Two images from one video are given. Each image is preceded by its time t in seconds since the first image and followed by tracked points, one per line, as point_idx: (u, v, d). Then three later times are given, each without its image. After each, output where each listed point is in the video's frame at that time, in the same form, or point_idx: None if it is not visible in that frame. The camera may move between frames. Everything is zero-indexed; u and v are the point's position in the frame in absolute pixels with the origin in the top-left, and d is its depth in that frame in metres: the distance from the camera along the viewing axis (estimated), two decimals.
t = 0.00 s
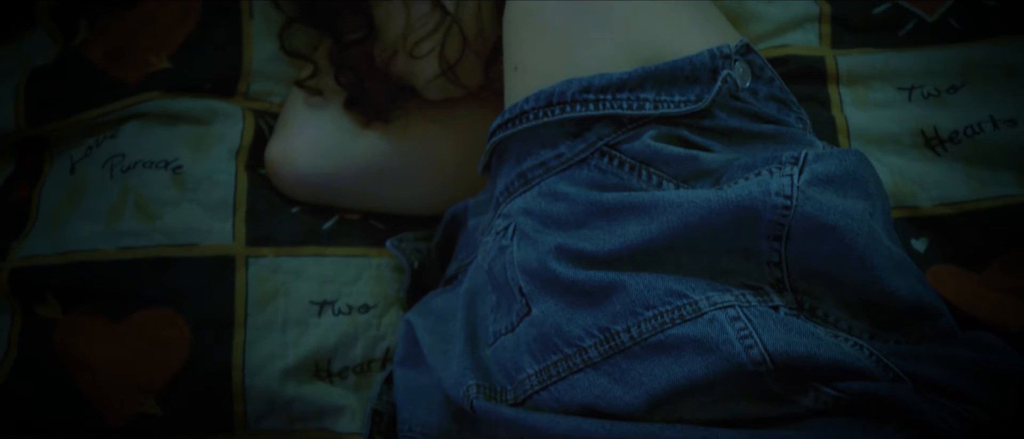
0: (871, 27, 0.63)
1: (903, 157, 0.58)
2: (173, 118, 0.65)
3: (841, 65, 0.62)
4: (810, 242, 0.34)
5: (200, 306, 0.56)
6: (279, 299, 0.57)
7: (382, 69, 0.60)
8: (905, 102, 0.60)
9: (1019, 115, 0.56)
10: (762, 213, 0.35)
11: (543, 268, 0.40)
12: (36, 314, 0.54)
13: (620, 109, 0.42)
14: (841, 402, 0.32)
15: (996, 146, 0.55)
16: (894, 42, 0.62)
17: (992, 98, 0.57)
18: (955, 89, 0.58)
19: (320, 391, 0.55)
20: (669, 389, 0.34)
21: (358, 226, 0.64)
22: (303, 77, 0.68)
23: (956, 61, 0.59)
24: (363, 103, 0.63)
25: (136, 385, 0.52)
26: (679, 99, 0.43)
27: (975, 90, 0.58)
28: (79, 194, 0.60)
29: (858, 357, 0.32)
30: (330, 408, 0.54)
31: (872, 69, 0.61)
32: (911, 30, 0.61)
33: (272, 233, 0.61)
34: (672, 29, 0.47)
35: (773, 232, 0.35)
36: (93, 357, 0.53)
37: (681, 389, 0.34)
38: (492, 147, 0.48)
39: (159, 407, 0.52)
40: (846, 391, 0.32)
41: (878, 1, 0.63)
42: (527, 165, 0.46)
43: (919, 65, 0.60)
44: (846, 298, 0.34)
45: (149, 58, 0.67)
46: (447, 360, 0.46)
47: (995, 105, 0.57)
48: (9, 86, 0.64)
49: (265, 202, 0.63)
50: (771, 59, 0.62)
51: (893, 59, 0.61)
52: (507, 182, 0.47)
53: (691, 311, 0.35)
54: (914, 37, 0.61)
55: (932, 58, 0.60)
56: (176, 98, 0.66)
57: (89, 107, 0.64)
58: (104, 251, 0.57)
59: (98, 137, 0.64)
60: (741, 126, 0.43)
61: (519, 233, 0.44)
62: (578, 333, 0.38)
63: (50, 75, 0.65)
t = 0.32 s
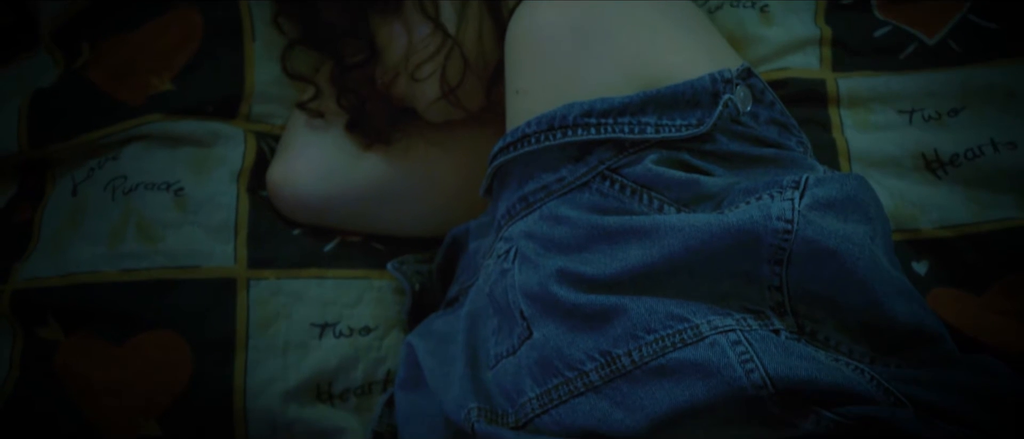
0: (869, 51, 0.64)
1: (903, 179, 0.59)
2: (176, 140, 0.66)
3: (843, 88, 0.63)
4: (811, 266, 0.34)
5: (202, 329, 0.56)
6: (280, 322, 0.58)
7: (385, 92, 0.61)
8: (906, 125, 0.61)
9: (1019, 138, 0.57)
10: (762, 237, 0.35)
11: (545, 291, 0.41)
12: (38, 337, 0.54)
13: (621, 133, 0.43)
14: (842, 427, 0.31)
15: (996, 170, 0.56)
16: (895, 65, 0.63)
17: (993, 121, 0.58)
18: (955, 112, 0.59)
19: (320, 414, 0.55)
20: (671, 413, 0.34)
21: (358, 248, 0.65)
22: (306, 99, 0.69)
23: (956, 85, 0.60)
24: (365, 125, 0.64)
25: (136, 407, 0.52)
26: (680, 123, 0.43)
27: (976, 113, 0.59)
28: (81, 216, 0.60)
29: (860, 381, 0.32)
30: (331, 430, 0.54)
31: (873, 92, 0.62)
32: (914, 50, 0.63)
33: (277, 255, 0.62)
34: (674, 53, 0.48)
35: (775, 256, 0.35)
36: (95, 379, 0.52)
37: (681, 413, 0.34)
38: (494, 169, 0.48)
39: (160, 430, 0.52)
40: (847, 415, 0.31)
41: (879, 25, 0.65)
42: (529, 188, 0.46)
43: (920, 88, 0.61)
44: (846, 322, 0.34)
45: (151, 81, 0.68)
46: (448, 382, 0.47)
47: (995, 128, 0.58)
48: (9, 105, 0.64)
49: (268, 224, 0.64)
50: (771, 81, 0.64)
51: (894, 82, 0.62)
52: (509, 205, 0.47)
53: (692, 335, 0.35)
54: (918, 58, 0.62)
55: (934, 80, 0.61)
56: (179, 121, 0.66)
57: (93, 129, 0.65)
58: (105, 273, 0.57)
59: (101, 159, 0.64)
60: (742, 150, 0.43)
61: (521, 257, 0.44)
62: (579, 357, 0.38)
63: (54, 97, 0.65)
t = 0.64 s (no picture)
0: (871, 68, 0.65)
1: (904, 197, 0.60)
2: (178, 159, 0.66)
3: (845, 105, 0.64)
4: (815, 285, 0.34)
5: (206, 347, 0.57)
6: (283, 341, 0.59)
7: (387, 111, 0.61)
8: (907, 143, 0.61)
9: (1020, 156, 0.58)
10: (766, 256, 0.35)
11: (548, 311, 0.41)
12: (41, 355, 0.55)
13: (625, 152, 0.43)
14: None
15: (998, 186, 0.57)
16: (896, 83, 0.64)
17: (996, 138, 0.59)
18: (958, 130, 0.60)
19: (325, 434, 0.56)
20: (675, 432, 0.34)
21: (362, 266, 0.66)
22: (308, 119, 0.70)
23: (957, 102, 0.61)
24: (367, 143, 0.64)
25: (141, 425, 0.54)
26: (683, 143, 0.43)
27: (978, 130, 0.60)
28: (84, 235, 0.61)
29: (863, 399, 0.32)
30: None
31: (876, 110, 0.63)
32: (914, 70, 0.64)
33: (278, 274, 0.62)
34: (677, 71, 0.48)
35: (777, 275, 0.35)
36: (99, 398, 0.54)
37: (685, 432, 0.34)
38: (498, 189, 0.49)
39: None
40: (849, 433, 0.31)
41: (879, 43, 0.66)
42: (532, 208, 0.46)
43: (923, 106, 0.62)
44: (849, 340, 0.34)
45: (155, 100, 0.68)
46: (451, 400, 0.48)
47: (996, 147, 0.58)
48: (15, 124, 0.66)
49: (270, 244, 0.64)
50: (773, 99, 0.65)
51: (896, 100, 0.63)
52: (513, 224, 0.48)
53: (696, 353, 0.35)
54: (919, 78, 0.63)
55: (937, 98, 0.61)
56: (181, 140, 0.67)
57: (94, 149, 0.65)
58: (109, 293, 0.57)
59: (104, 178, 0.65)
60: (745, 169, 0.43)
61: (524, 276, 0.45)
62: (582, 375, 0.38)
63: (58, 117, 0.66)
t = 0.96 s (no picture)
0: (873, 85, 0.66)
1: (907, 214, 0.60)
2: (182, 176, 0.67)
3: (847, 121, 0.65)
4: (819, 302, 0.34)
5: (209, 362, 0.58)
6: (286, 356, 0.59)
7: (390, 127, 0.61)
8: (909, 160, 0.62)
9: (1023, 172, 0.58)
10: (769, 273, 0.35)
11: (551, 328, 0.41)
12: (45, 371, 0.56)
13: (627, 170, 0.43)
14: None
15: (1001, 203, 0.57)
16: (899, 99, 0.64)
17: (998, 155, 0.59)
18: (961, 146, 0.61)
19: None
20: None
21: (364, 282, 0.66)
22: (312, 135, 0.70)
23: (960, 120, 0.61)
24: (371, 161, 0.65)
25: None
26: (687, 161, 0.44)
27: (980, 147, 0.60)
28: (87, 251, 0.61)
29: (866, 417, 0.32)
30: None
31: (879, 125, 0.64)
32: (918, 85, 0.64)
33: (281, 290, 0.63)
34: (680, 89, 0.48)
35: (781, 292, 0.35)
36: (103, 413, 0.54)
37: None
38: (502, 206, 0.49)
39: None
40: None
41: (883, 59, 0.66)
42: (535, 225, 0.47)
43: (926, 123, 0.62)
44: (852, 357, 0.34)
45: (157, 116, 0.68)
46: (455, 416, 0.48)
47: (998, 161, 0.59)
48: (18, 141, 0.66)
49: (273, 259, 0.65)
50: (775, 115, 0.66)
51: (899, 116, 0.63)
52: (517, 241, 0.48)
53: (699, 370, 0.35)
54: (920, 95, 0.64)
55: (938, 115, 0.62)
56: (185, 156, 0.67)
57: (99, 165, 0.66)
58: (113, 308, 0.58)
59: (107, 194, 0.65)
60: (748, 186, 0.44)
61: (527, 293, 0.45)
62: (586, 392, 0.39)
63: (63, 134, 0.66)
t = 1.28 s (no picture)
0: (877, 97, 0.66)
1: (911, 226, 0.60)
2: (186, 187, 0.67)
3: (851, 134, 0.65)
4: (823, 315, 0.35)
5: (212, 373, 0.58)
6: (290, 367, 0.59)
7: (394, 138, 0.61)
8: (913, 172, 0.62)
9: None
10: (772, 286, 0.36)
11: (556, 340, 0.41)
12: (49, 382, 0.56)
13: (632, 182, 0.44)
14: None
15: (1004, 216, 0.58)
16: (903, 112, 0.65)
17: (1001, 167, 0.60)
18: (964, 159, 0.61)
19: None
20: None
21: (369, 294, 0.66)
22: (315, 147, 0.70)
23: (963, 132, 0.62)
24: (375, 173, 0.65)
25: None
26: (691, 173, 0.44)
27: (983, 160, 0.61)
28: (93, 262, 0.62)
29: (869, 428, 0.32)
30: None
31: (882, 138, 0.64)
32: (920, 99, 0.65)
33: (284, 302, 0.63)
34: (683, 101, 0.49)
35: (784, 305, 0.35)
36: (107, 424, 0.55)
37: None
38: (505, 218, 0.49)
39: None
40: None
41: (886, 71, 0.67)
42: (539, 237, 0.47)
43: (929, 135, 0.63)
44: (857, 370, 0.34)
45: (162, 127, 0.69)
46: (458, 429, 0.48)
47: (1001, 173, 0.60)
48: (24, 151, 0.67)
49: (277, 269, 0.65)
50: (779, 128, 0.66)
51: (902, 128, 0.64)
52: (520, 253, 0.48)
53: (702, 382, 0.35)
54: (922, 107, 0.64)
55: (940, 127, 0.63)
56: (190, 168, 0.68)
57: (104, 176, 0.66)
58: (117, 319, 0.59)
59: (112, 205, 0.66)
60: (752, 199, 0.44)
61: (531, 305, 0.45)
62: (589, 404, 0.39)
63: (68, 145, 0.67)
